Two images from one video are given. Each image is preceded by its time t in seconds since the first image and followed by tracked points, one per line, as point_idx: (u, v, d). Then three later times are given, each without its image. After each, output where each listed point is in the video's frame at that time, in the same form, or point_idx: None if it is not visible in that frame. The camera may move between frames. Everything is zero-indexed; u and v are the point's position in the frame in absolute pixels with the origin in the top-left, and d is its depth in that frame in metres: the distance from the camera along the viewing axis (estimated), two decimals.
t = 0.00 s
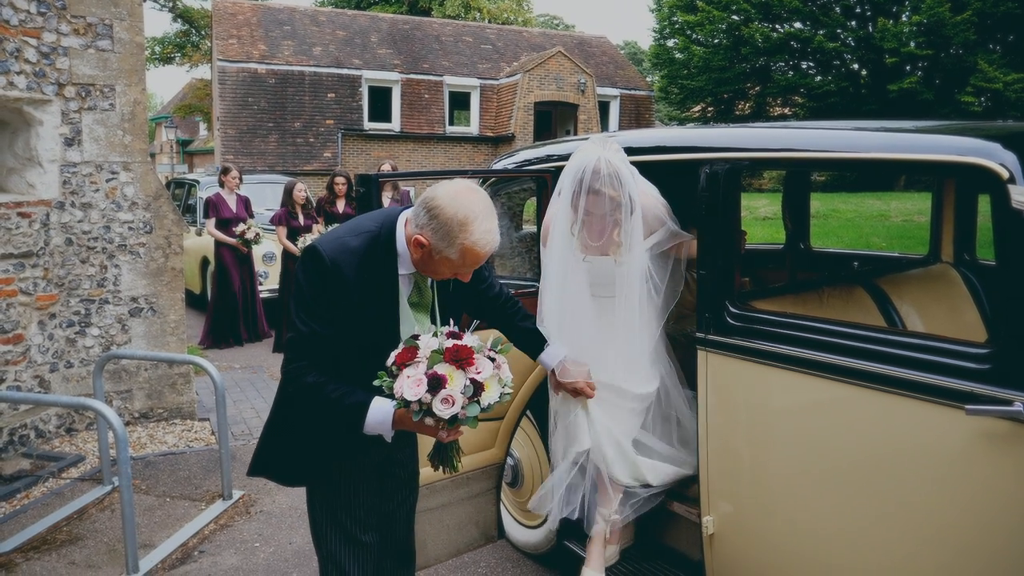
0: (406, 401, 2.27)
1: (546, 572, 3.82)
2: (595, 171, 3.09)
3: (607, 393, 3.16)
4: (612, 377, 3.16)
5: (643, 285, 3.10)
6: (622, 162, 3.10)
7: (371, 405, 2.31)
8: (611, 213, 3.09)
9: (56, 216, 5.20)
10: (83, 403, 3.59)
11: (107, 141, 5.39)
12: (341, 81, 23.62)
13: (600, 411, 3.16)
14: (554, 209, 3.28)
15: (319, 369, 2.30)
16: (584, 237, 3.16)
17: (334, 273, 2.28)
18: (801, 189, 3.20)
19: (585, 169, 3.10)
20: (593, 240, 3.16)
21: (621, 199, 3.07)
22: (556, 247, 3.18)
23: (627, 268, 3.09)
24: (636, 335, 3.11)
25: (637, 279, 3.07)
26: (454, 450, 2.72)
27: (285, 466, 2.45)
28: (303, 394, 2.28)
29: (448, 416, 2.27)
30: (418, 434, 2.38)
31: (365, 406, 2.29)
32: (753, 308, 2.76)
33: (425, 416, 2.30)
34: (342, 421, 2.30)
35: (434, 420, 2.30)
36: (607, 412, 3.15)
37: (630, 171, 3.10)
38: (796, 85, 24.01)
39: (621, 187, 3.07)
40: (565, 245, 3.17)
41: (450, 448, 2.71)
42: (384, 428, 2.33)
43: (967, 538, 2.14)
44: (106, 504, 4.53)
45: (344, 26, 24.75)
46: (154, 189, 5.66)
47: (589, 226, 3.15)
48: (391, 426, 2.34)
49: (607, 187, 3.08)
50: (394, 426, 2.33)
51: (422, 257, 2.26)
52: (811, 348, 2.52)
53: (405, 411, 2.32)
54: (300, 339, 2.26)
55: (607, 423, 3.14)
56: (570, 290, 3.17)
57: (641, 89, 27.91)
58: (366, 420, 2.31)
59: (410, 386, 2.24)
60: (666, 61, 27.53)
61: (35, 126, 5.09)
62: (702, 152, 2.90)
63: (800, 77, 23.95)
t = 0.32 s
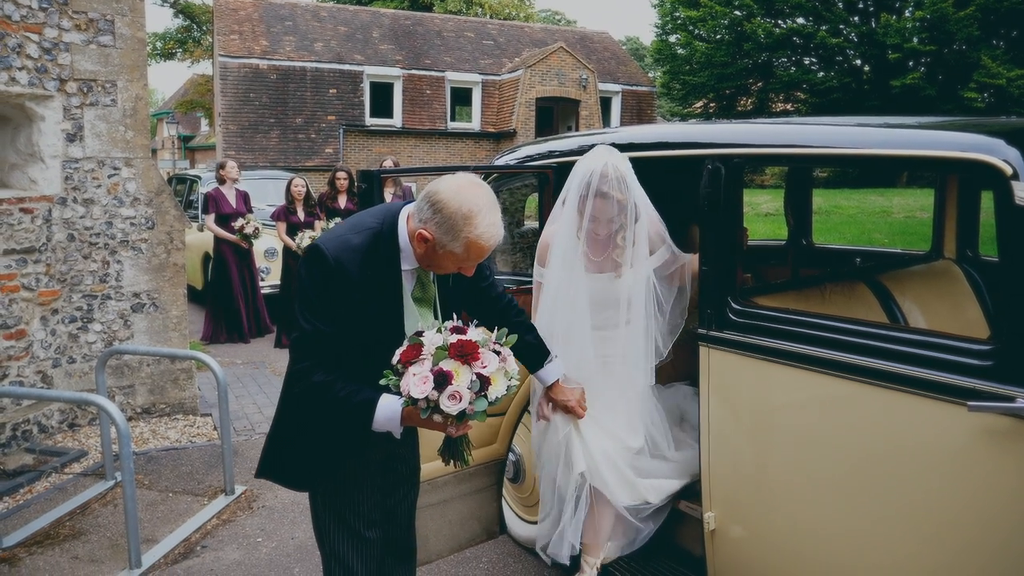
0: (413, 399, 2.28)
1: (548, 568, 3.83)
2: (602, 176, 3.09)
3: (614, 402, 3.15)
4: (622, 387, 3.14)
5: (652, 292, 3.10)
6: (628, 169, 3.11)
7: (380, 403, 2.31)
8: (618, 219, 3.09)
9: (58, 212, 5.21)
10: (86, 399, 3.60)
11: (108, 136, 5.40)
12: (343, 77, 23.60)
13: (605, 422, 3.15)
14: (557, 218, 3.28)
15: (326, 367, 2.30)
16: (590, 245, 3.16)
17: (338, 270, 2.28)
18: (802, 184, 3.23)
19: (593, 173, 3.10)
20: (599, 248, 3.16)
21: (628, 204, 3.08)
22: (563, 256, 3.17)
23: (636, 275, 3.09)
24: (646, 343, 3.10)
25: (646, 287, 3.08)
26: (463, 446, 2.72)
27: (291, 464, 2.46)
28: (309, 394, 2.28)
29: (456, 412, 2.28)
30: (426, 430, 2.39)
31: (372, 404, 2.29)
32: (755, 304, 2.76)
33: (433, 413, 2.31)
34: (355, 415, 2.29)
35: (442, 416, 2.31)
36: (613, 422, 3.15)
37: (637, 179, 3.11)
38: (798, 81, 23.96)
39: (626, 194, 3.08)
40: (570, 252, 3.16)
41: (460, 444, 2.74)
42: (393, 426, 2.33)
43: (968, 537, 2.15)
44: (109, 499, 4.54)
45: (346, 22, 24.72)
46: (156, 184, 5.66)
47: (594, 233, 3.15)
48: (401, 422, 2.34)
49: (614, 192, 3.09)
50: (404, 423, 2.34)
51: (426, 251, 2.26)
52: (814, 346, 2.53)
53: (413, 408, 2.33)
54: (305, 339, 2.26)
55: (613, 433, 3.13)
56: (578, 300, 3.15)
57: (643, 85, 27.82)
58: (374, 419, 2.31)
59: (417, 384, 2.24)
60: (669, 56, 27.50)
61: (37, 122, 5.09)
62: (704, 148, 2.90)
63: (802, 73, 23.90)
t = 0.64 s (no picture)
0: (416, 392, 2.27)
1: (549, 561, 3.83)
2: (607, 216, 3.07)
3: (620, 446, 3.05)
4: (626, 427, 3.05)
5: (659, 332, 3.05)
6: (632, 209, 3.10)
7: (382, 397, 2.32)
8: (624, 260, 3.08)
9: (61, 206, 5.21)
10: (89, 393, 3.60)
11: (111, 131, 5.40)
12: (345, 71, 23.56)
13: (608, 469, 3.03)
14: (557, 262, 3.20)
15: (331, 358, 2.32)
16: (594, 288, 3.11)
17: (351, 259, 2.31)
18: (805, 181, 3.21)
19: (598, 214, 3.07)
20: (603, 290, 3.12)
21: (634, 244, 3.10)
22: (566, 300, 3.08)
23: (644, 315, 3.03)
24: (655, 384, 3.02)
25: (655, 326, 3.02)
26: (465, 446, 2.78)
27: (289, 456, 2.45)
28: (312, 384, 2.30)
29: (458, 406, 2.28)
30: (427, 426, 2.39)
31: (376, 398, 2.30)
32: (759, 299, 2.76)
33: (435, 406, 2.29)
34: (356, 409, 2.30)
35: (444, 410, 2.29)
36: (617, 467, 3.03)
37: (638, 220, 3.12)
38: (801, 76, 23.90)
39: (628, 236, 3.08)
40: (571, 295, 3.08)
41: (462, 442, 2.78)
42: (394, 422, 2.33)
43: (971, 533, 2.16)
44: (112, 492, 4.56)
45: (348, 16, 24.68)
46: (159, 178, 5.66)
47: (598, 275, 3.11)
48: (402, 418, 2.34)
49: (621, 232, 3.09)
50: (405, 418, 2.33)
51: (439, 251, 2.26)
52: (820, 340, 2.51)
53: (415, 403, 2.32)
54: (315, 325, 2.29)
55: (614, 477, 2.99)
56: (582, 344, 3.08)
57: (646, 80, 27.73)
58: (375, 415, 2.32)
59: (420, 376, 2.24)
60: (671, 51, 27.44)
61: (39, 116, 5.08)
62: (707, 142, 2.89)
63: (805, 68, 23.83)
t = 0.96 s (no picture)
0: (415, 382, 2.27)
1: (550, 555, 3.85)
2: (619, 205, 2.95)
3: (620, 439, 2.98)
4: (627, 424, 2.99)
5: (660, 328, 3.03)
6: (641, 198, 3.00)
7: (383, 388, 2.30)
8: (634, 248, 2.97)
9: (63, 200, 5.21)
10: (92, 385, 3.61)
11: (113, 124, 5.39)
12: (347, 64, 23.51)
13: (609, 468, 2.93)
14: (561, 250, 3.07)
15: (333, 349, 2.32)
16: (604, 278, 2.97)
17: (351, 251, 2.31)
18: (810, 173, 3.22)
19: (610, 202, 2.93)
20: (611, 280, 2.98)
21: (645, 233, 2.98)
22: (573, 289, 2.95)
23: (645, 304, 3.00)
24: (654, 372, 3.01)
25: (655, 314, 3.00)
26: (466, 437, 2.83)
27: (293, 446, 2.47)
28: (314, 374, 2.30)
29: (456, 395, 2.27)
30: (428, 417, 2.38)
31: (376, 389, 2.30)
32: (762, 292, 2.75)
33: (435, 396, 2.29)
34: (355, 399, 2.30)
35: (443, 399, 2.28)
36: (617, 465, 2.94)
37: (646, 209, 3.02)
38: (805, 69, 23.82)
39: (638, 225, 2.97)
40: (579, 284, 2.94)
41: (462, 434, 2.82)
42: (397, 413, 2.33)
43: (973, 528, 2.16)
44: (115, 485, 4.57)
45: (350, 9, 24.61)
46: (161, 172, 5.67)
47: (603, 264, 2.97)
48: (403, 409, 2.34)
49: (633, 221, 2.96)
50: (405, 409, 2.33)
51: (441, 240, 2.26)
52: (822, 333, 2.51)
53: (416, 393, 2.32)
54: (313, 315, 2.29)
55: (615, 478, 2.91)
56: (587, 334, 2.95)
57: (649, 73, 27.66)
58: (377, 407, 2.31)
59: (419, 365, 2.24)
60: (674, 44, 27.35)
61: (41, 109, 5.07)
62: (710, 135, 2.88)
63: (809, 62, 23.75)
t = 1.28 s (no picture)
0: (415, 366, 2.24)
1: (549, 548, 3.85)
2: (616, 201, 2.85)
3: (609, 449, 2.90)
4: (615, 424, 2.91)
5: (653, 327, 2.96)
6: (634, 195, 2.94)
7: (382, 376, 2.30)
8: (629, 248, 2.89)
9: (64, 193, 5.21)
10: (94, 379, 3.61)
11: (114, 117, 5.39)
12: (348, 57, 23.45)
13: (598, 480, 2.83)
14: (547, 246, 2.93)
15: (331, 340, 2.32)
16: (601, 277, 2.85)
17: (342, 241, 2.30)
18: (812, 166, 3.23)
19: (607, 198, 2.84)
20: (608, 282, 2.86)
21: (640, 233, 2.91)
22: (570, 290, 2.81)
23: (638, 309, 2.91)
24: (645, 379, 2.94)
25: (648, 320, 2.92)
26: (466, 424, 2.78)
27: (295, 441, 2.48)
28: (313, 366, 2.30)
29: (457, 377, 2.24)
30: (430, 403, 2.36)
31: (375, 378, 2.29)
32: (763, 286, 2.75)
33: (435, 379, 2.26)
34: (354, 388, 2.30)
35: (444, 383, 2.25)
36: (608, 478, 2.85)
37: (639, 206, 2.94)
38: (808, 63, 23.74)
39: (633, 223, 2.88)
40: (575, 281, 2.80)
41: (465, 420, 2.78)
42: (398, 400, 2.32)
43: (971, 522, 2.16)
44: (117, 478, 4.58)
45: (351, 3, 24.56)
46: (161, 165, 5.66)
47: (598, 262, 2.85)
48: (403, 397, 2.32)
49: (630, 220, 2.87)
50: (406, 396, 2.31)
51: (435, 220, 2.25)
52: (821, 327, 2.52)
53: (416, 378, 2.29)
54: (308, 306, 2.30)
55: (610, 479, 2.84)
56: (587, 340, 2.80)
57: (651, 67, 27.59)
58: (376, 394, 2.31)
59: (418, 350, 2.22)
60: (676, 38, 27.27)
61: (41, 103, 5.06)
62: (711, 128, 2.87)
63: (812, 55, 23.67)
